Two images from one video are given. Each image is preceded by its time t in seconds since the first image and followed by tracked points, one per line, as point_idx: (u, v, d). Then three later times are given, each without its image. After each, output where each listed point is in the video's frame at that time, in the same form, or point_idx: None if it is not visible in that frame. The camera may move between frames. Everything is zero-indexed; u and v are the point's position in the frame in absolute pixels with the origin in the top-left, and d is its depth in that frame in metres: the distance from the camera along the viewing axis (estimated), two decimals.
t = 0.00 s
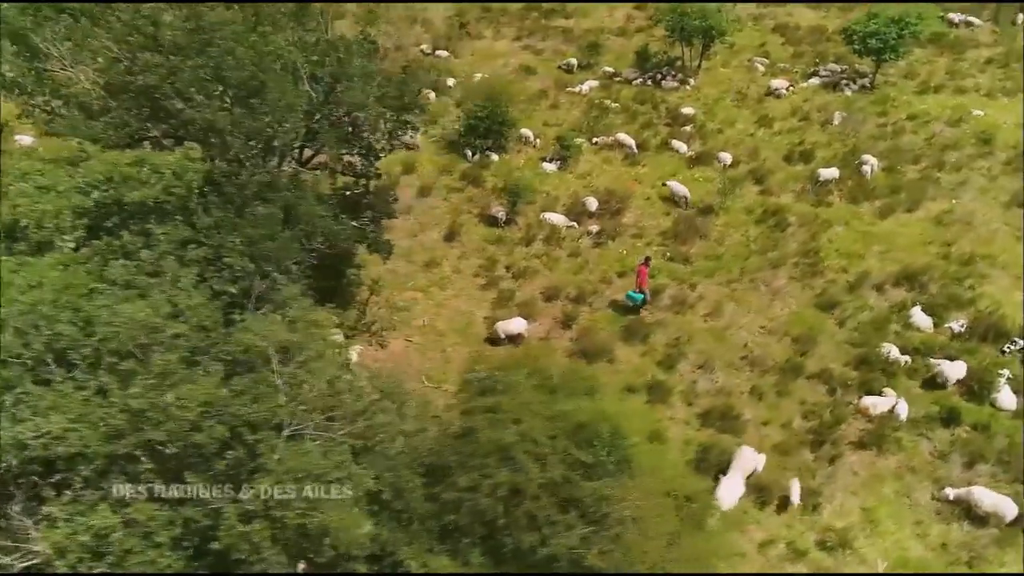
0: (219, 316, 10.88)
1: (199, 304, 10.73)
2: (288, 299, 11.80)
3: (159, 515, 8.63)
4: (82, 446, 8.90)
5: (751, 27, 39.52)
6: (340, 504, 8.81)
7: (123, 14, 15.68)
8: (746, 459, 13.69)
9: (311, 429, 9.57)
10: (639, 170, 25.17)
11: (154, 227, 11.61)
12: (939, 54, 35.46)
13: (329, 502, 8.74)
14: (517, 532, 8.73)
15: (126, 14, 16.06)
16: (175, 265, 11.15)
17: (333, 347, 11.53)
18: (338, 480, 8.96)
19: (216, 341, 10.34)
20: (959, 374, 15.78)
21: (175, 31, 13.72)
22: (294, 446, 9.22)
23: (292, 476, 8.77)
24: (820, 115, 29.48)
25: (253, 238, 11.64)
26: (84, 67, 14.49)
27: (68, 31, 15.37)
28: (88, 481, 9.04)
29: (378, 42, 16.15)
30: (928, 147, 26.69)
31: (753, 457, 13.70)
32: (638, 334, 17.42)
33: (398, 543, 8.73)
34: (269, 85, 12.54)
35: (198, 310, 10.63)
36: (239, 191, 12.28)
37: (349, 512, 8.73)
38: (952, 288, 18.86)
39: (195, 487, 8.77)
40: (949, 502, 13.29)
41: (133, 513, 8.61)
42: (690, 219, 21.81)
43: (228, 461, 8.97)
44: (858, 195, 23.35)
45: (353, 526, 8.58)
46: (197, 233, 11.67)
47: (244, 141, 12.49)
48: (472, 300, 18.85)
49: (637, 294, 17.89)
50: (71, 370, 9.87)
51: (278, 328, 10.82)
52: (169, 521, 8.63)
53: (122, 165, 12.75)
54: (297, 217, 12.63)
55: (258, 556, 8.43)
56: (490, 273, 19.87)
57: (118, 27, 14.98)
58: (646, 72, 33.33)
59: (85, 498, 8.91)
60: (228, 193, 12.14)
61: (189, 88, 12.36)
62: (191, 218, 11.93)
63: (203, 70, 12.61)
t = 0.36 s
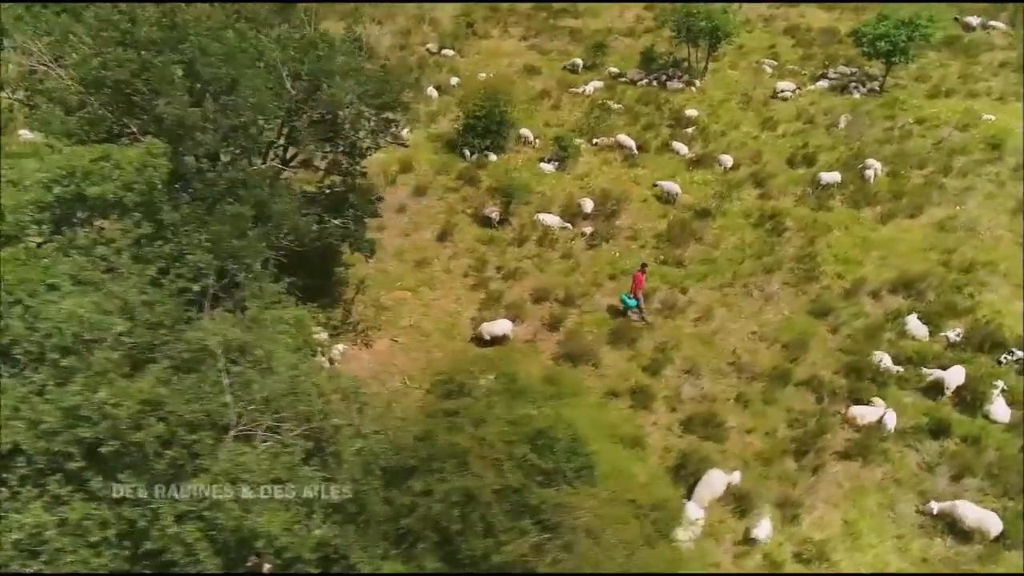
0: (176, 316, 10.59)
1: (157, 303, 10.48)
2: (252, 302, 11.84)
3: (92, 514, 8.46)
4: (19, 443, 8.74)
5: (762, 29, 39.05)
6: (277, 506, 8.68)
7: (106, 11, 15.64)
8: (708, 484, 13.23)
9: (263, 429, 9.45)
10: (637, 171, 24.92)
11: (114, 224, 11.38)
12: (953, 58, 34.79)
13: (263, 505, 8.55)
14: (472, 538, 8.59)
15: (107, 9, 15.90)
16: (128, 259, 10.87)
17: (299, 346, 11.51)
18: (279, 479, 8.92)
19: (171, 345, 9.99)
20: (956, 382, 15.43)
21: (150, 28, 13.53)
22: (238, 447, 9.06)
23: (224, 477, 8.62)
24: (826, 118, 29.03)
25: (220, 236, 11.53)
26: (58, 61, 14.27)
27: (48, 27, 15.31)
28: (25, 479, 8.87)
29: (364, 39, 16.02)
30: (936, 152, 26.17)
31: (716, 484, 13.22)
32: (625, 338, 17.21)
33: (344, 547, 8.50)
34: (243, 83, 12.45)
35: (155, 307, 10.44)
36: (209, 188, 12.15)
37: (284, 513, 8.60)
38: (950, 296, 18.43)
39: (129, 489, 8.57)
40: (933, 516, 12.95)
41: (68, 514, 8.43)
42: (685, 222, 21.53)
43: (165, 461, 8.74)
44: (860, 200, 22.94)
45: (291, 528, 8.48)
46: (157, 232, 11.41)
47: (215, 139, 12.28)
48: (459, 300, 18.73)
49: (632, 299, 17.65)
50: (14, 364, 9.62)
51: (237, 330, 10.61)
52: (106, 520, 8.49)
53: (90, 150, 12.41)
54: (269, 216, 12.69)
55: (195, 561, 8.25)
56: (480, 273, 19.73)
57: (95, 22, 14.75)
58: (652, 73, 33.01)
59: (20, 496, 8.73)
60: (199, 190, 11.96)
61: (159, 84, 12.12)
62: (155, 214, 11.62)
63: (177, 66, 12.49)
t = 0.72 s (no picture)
0: (139, 310, 10.47)
1: (115, 299, 10.33)
2: (217, 300, 11.86)
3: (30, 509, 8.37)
4: None
5: (774, 31, 38.56)
6: (214, 508, 8.49)
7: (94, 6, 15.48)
8: (666, 506, 12.83)
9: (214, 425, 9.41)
10: (638, 173, 24.68)
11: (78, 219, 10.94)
12: (969, 61, 34.06)
13: (201, 505, 8.40)
14: (426, 543, 8.38)
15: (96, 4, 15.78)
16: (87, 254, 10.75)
17: (267, 343, 11.39)
18: (224, 477, 8.81)
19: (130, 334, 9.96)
20: (951, 392, 15.03)
21: (129, 22, 13.18)
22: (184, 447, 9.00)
23: (160, 478, 8.44)
24: (834, 122, 28.56)
25: (188, 232, 11.56)
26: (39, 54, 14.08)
27: (35, 19, 15.19)
28: None
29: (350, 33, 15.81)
30: (945, 157, 25.62)
31: (674, 506, 12.83)
32: (614, 342, 17.01)
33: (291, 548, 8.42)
34: (218, 78, 12.06)
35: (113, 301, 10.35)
36: (182, 184, 12.05)
37: (219, 515, 8.40)
38: (950, 305, 18.01)
39: (70, 487, 8.48)
40: (916, 530, 12.62)
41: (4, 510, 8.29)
42: (681, 225, 21.28)
43: (107, 459, 8.55)
44: (863, 205, 22.51)
45: (229, 531, 8.34)
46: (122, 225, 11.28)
47: (189, 134, 12.07)
48: (448, 300, 18.63)
49: (631, 308, 17.28)
50: None
51: (197, 329, 10.41)
52: (43, 516, 8.35)
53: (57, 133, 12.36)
54: (243, 212, 12.65)
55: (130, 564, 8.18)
56: (472, 273, 19.63)
57: (77, 18, 14.47)
58: (658, 74, 32.71)
59: None
60: (171, 186, 11.87)
61: (136, 79, 11.84)
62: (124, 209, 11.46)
63: (152, 61, 12.08)
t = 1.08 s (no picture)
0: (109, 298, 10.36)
1: (80, 291, 10.03)
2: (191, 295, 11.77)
3: None
4: None
5: (791, 33, 38.01)
6: (158, 504, 8.58)
7: None
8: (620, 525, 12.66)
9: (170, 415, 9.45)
10: (641, 175, 24.43)
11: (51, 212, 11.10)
12: (990, 66, 33.29)
13: (147, 499, 8.53)
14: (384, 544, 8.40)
15: None
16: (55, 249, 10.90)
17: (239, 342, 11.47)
18: (178, 475, 8.88)
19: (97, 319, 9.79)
20: (948, 403, 14.62)
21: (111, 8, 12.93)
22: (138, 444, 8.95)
23: (100, 473, 8.46)
24: (846, 125, 28.05)
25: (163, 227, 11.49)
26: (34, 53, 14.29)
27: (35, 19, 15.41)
28: None
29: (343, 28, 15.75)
30: (958, 163, 25.05)
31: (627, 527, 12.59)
32: (604, 345, 16.81)
33: (248, 545, 8.71)
34: (198, 73, 12.02)
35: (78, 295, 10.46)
36: (162, 178, 12.11)
37: (161, 514, 8.47)
38: (952, 314, 17.57)
39: (17, 478, 8.58)
40: (901, 544, 12.36)
41: None
42: (681, 227, 21.02)
43: (56, 449, 8.65)
44: (869, 211, 22.06)
45: (178, 527, 8.53)
46: (96, 218, 11.15)
47: (169, 129, 12.10)
48: (441, 300, 18.55)
49: (633, 313, 17.13)
50: None
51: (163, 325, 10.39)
52: None
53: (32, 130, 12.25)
54: (221, 209, 12.68)
55: (71, 560, 8.53)
56: (467, 273, 19.54)
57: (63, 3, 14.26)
58: (669, 75, 32.37)
59: None
60: (146, 180, 11.93)
61: (115, 72, 11.88)
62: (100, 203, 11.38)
63: (134, 56, 12.07)
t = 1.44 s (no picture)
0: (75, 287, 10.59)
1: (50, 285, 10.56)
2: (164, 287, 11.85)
3: None
4: None
5: (809, 35, 37.44)
6: (105, 493, 8.97)
7: None
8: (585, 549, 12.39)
9: (130, 403, 9.76)
10: (646, 175, 24.20)
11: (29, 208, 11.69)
12: (1012, 70, 32.47)
13: (95, 487, 8.93)
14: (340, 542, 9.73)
15: None
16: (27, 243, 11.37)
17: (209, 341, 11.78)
18: (128, 462, 9.34)
19: (62, 310, 10.14)
20: (943, 414, 14.24)
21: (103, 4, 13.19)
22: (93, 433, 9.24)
23: (47, 461, 8.94)
24: (859, 129, 27.52)
25: (136, 217, 11.58)
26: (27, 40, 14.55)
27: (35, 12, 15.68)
28: None
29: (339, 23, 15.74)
30: (972, 169, 24.45)
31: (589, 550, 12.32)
32: (596, 346, 16.63)
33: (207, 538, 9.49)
34: (181, 67, 12.15)
35: (48, 283, 10.65)
36: (141, 171, 12.26)
37: (105, 502, 8.89)
38: (955, 323, 17.13)
39: None
40: (885, 557, 12.11)
41: None
42: (682, 229, 20.75)
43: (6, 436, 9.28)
44: (877, 216, 21.62)
45: (128, 516, 9.06)
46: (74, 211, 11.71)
47: (151, 121, 12.23)
48: (436, 297, 18.46)
49: (627, 316, 16.77)
50: None
51: (131, 320, 10.56)
52: None
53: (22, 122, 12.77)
54: (202, 201, 12.55)
55: (18, 547, 9.22)
56: (462, 271, 19.47)
57: None
58: (681, 77, 32.03)
59: None
60: (125, 172, 12.03)
61: (101, 64, 12.07)
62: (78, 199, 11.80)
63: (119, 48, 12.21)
